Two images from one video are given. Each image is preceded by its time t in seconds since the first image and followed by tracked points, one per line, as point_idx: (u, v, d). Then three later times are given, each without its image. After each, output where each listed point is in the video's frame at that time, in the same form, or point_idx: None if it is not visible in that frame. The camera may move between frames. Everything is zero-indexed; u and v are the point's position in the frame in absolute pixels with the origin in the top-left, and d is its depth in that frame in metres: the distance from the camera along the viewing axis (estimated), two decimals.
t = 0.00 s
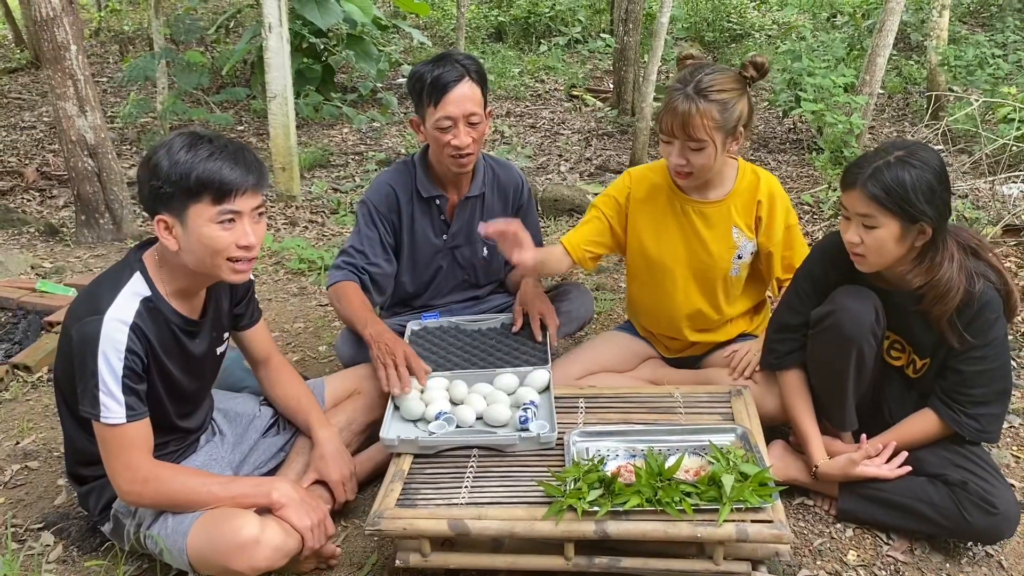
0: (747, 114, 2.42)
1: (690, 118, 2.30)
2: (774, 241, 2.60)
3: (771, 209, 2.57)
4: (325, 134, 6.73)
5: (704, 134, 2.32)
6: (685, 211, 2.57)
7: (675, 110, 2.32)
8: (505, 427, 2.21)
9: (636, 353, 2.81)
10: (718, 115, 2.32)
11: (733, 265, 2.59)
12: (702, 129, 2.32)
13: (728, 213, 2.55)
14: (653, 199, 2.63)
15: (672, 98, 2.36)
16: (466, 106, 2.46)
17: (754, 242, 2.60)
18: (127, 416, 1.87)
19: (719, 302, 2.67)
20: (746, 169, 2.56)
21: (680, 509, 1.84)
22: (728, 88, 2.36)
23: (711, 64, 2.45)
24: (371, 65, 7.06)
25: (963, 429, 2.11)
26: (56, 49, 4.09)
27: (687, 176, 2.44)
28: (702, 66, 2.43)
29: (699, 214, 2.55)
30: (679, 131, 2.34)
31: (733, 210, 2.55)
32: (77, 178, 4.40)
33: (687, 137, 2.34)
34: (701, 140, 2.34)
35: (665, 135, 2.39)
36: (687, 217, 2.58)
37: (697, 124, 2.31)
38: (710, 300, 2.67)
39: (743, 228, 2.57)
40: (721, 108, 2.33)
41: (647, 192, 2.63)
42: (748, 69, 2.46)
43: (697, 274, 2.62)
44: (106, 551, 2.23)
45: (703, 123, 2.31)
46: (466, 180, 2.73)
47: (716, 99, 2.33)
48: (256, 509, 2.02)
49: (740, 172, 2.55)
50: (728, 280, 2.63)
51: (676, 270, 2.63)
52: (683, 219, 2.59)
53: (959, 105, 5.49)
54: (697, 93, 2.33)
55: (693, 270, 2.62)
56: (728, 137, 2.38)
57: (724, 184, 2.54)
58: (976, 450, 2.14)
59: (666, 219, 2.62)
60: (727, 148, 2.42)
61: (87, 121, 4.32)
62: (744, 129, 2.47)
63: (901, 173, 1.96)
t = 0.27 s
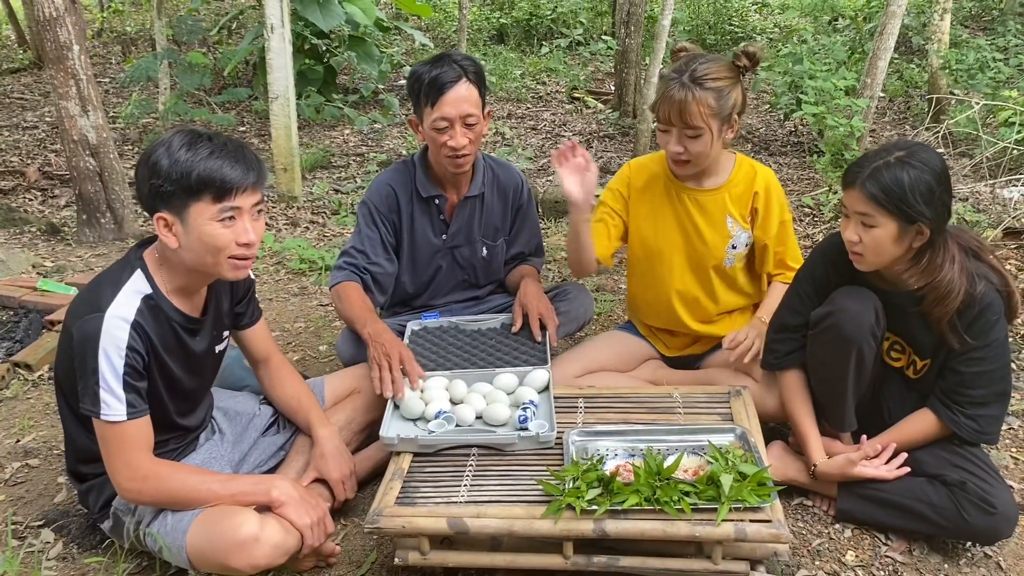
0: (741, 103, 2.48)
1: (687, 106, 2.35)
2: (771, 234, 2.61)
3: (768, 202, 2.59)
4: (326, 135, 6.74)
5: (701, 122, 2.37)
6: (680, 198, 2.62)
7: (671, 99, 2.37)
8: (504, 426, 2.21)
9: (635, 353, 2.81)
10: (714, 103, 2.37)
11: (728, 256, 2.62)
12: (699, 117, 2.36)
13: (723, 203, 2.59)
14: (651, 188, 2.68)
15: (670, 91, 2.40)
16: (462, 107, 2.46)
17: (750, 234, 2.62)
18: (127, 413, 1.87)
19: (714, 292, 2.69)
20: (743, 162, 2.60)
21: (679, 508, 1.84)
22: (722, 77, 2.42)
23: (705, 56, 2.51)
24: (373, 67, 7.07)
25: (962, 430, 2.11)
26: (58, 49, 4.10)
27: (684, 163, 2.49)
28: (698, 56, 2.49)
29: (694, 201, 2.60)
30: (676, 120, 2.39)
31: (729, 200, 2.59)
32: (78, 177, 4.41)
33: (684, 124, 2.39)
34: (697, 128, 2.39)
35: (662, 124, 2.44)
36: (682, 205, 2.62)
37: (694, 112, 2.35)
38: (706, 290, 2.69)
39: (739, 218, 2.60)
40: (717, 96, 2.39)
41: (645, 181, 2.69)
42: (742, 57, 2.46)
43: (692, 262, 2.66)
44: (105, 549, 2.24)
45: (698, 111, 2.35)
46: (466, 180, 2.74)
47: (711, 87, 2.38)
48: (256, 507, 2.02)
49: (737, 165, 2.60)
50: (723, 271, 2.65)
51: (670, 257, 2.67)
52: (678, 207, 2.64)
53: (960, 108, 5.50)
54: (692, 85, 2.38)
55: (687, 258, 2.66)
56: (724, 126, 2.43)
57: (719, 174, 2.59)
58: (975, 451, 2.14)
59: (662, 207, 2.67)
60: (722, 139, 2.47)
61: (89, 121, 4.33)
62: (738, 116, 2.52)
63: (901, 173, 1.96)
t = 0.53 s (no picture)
0: (742, 100, 2.48)
1: (689, 101, 2.37)
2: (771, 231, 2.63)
3: (769, 199, 2.60)
4: (329, 136, 6.76)
5: (702, 116, 2.38)
6: (683, 194, 2.63)
7: (673, 94, 2.39)
8: (503, 425, 2.22)
9: (635, 354, 2.82)
10: (716, 98, 2.39)
11: (731, 254, 2.64)
12: (701, 112, 2.38)
13: (725, 199, 2.60)
14: (653, 187, 2.70)
15: (673, 88, 2.41)
16: (461, 107, 2.46)
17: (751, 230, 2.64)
18: (127, 411, 1.88)
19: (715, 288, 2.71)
20: (745, 161, 2.61)
21: (677, 508, 1.85)
22: (724, 73, 2.44)
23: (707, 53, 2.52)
24: (376, 68, 7.07)
25: (960, 432, 2.11)
26: (62, 49, 4.12)
27: (686, 159, 2.49)
28: (699, 54, 2.51)
29: (696, 198, 2.61)
30: (678, 114, 2.41)
31: (731, 198, 2.60)
32: (81, 177, 4.42)
33: (686, 119, 2.40)
34: (699, 122, 2.40)
35: (664, 119, 2.46)
36: (685, 203, 2.63)
37: (696, 106, 2.37)
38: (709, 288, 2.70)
39: (740, 215, 2.61)
40: (718, 92, 2.40)
41: (648, 180, 2.71)
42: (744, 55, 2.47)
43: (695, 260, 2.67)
44: (106, 546, 2.25)
45: (700, 105, 2.37)
46: (466, 180, 2.75)
47: (713, 82, 2.40)
48: (256, 505, 2.03)
49: (739, 164, 2.61)
50: (726, 269, 2.67)
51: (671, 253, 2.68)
52: (680, 203, 2.65)
53: (962, 111, 5.50)
54: (694, 82, 2.39)
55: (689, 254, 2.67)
56: (726, 121, 2.44)
57: (721, 171, 2.60)
58: (973, 452, 2.15)
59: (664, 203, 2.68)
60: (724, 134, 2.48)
61: (92, 121, 4.34)
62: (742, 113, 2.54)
63: (903, 172, 1.97)
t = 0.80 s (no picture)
0: (743, 100, 2.49)
1: (688, 95, 2.39)
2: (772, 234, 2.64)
3: (772, 203, 2.61)
4: (330, 136, 6.77)
5: (701, 111, 2.40)
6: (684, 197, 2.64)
7: (673, 89, 2.42)
8: (502, 424, 2.22)
9: (633, 354, 2.82)
10: (715, 94, 2.40)
11: (731, 257, 2.65)
12: (700, 107, 2.39)
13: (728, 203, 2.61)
14: (655, 190, 2.71)
15: (674, 84, 2.43)
16: (460, 106, 2.47)
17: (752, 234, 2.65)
18: (126, 408, 1.89)
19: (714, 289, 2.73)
20: (748, 164, 2.61)
21: (674, 507, 1.85)
22: (725, 71, 2.44)
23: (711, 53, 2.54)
24: (377, 68, 7.08)
25: (958, 432, 2.11)
26: (64, 49, 4.12)
27: (684, 157, 2.50)
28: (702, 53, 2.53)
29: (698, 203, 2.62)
30: (678, 109, 2.42)
31: (732, 202, 2.61)
32: (82, 176, 4.43)
33: (685, 114, 2.42)
34: (698, 117, 2.41)
35: (664, 114, 2.47)
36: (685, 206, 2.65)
37: (695, 101, 2.39)
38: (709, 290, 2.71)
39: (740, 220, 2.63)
40: (718, 88, 2.42)
41: (650, 183, 2.71)
42: (748, 55, 2.49)
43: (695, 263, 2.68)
44: (105, 543, 2.25)
45: (699, 100, 2.39)
46: (465, 179, 2.76)
47: (713, 79, 2.42)
48: (254, 502, 2.04)
49: (742, 167, 2.61)
50: (726, 272, 2.68)
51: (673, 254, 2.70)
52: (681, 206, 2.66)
53: (963, 113, 5.50)
54: (694, 78, 2.41)
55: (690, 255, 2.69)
56: (725, 119, 2.45)
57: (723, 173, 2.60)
58: (971, 453, 2.15)
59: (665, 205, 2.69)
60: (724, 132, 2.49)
61: (94, 120, 4.35)
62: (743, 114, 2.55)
63: (903, 173, 1.98)
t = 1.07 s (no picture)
0: (748, 106, 2.50)
1: (691, 96, 2.40)
2: (773, 251, 2.64)
3: (775, 219, 2.60)
4: (333, 136, 6.79)
5: (703, 113, 2.41)
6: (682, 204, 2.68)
7: (677, 90, 2.43)
8: (506, 424, 2.23)
9: (636, 354, 2.83)
10: (718, 97, 2.41)
11: (719, 270, 2.70)
12: (702, 109, 2.40)
13: (727, 213, 2.62)
14: (655, 200, 2.75)
15: (678, 87, 2.44)
16: (463, 105, 2.48)
17: (752, 247, 2.66)
18: (132, 406, 1.90)
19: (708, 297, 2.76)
20: (754, 176, 2.61)
21: (678, 507, 1.85)
22: (731, 75, 2.46)
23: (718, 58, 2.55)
24: (380, 69, 7.08)
25: (961, 434, 2.12)
26: (69, 48, 4.13)
27: (685, 158, 2.52)
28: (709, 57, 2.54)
29: (696, 210, 2.65)
30: (681, 111, 2.44)
31: (727, 218, 2.63)
32: (86, 176, 4.44)
33: (687, 116, 2.44)
34: (700, 118, 2.42)
35: (668, 116, 2.49)
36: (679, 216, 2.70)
37: (697, 103, 2.40)
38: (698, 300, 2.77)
39: (740, 231, 2.64)
40: (722, 92, 2.43)
41: (651, 194, 2.76)
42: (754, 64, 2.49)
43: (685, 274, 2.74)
44: (110, 541, 2.26)
45: (702, 103, 2.40)
46: (467, 177, 2.77)
47: (717, 82, 2.43)
48: (259, 501, 2.05)
49: (746, 178, 2.60)
50: (715, 285, 2.73)
51: (667, 261, 2.74)
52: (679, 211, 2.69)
53: (966, 115, 5.50)
54: (696, 83, 2.43)
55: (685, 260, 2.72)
56: (728, 123, 2.46)
57: (728, 181, 2.61)
58: (974, 454, 2.15)
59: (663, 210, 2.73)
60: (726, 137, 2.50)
61: (98, 120, 4.36)
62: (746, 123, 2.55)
63: (903, 178, 1.98)
